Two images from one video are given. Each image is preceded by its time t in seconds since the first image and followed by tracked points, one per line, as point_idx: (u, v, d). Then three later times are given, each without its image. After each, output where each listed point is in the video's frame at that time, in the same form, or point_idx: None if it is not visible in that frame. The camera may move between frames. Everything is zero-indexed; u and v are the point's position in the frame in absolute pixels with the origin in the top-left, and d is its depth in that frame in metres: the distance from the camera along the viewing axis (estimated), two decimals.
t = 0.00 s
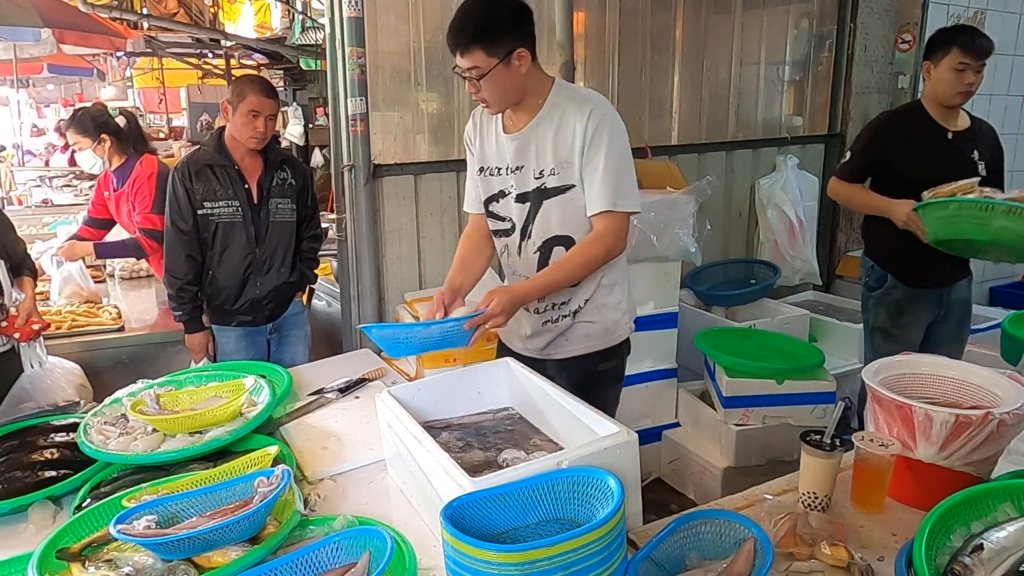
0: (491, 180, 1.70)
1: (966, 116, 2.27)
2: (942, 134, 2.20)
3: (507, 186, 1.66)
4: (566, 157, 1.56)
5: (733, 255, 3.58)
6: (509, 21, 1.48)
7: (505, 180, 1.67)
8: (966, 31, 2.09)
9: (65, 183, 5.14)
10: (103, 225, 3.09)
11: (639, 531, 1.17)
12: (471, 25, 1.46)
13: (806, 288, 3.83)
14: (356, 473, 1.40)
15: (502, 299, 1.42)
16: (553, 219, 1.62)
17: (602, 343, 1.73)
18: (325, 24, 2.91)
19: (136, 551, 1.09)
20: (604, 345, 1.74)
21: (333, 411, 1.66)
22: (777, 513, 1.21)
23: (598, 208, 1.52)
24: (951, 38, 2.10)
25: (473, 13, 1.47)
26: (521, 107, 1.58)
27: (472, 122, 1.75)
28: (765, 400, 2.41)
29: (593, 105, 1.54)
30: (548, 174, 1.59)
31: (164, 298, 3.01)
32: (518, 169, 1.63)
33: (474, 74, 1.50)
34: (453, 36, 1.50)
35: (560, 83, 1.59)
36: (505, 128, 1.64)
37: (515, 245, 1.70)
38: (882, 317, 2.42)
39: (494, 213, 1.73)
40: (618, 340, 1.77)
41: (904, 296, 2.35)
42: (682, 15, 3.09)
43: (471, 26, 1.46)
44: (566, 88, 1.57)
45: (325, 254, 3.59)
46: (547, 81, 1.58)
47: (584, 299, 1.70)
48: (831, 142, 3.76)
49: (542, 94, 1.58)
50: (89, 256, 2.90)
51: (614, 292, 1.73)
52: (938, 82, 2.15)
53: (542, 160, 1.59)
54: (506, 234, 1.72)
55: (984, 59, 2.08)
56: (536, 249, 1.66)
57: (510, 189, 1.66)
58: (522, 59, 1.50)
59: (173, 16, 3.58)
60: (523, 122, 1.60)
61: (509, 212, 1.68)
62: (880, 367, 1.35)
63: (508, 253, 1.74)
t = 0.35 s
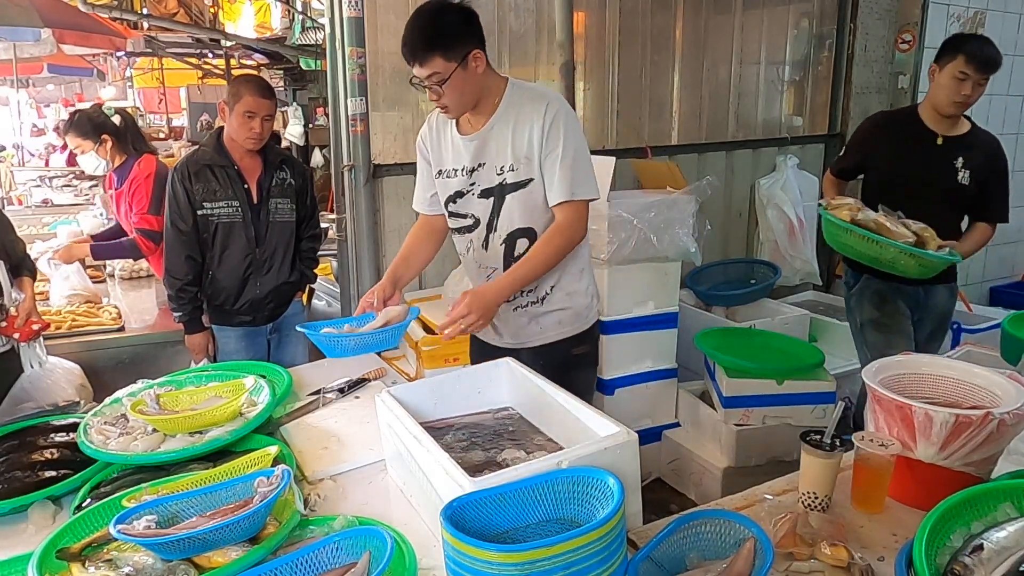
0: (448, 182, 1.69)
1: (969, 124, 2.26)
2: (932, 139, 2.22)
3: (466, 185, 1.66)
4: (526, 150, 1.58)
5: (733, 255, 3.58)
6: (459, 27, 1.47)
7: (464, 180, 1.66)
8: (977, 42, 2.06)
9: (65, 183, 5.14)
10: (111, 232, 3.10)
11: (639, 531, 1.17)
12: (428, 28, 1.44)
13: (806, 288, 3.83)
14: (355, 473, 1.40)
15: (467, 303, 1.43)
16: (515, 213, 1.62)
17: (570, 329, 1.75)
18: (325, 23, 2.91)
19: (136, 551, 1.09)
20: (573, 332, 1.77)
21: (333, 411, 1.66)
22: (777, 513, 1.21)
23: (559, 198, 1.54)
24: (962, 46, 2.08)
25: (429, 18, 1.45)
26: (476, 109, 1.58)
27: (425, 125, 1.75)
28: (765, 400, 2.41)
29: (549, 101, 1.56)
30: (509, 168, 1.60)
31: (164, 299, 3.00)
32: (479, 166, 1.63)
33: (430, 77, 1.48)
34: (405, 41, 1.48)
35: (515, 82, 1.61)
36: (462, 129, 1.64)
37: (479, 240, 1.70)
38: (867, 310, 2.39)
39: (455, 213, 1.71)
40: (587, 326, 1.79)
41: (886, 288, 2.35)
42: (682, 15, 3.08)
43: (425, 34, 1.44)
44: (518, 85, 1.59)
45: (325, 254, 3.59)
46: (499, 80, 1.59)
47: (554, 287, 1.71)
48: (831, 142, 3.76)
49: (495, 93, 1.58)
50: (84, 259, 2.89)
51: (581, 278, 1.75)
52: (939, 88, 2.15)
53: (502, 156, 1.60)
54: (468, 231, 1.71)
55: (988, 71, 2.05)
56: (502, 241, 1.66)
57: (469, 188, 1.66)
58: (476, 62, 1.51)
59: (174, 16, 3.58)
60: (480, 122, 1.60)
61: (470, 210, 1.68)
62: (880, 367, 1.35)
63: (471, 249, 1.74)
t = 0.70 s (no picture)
0: (444, 209, 1.67)
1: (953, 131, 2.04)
2: (905, 156, 2.06)
3: (464, 207, 1.65)
4: (526, 165, 1.59)
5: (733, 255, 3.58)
6: (438, 58, 1.40)
7: (464, 202, 1.64)
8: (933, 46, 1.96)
9: (65, 183, 5.14)
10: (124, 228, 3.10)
11: (639, 531, 1.17)
12: (426, 69, 1.37)
13: (806, 288, 3.83)
14: (356, 472, 1.40)
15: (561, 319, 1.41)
16: (521, 223, 1.64)
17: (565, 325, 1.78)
18: (325, 24, 2.91)
19: (136, 551, 1.09)
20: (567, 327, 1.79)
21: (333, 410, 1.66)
22: (777, 513, 1.21)
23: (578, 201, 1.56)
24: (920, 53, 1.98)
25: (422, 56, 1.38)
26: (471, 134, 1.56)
27: (406, 153, 1.69)
28: (765, 400, 2.42)
29: (538, 110, 1.58)
30: (510, 184, 1.61)
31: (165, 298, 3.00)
32: (477, 186, 1.62)
33: (431, 117, 1.43)
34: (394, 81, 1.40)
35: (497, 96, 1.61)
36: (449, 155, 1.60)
37: (481, 253, 1.71)
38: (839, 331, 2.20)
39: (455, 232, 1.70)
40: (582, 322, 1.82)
41: (861, 311, 2.15)
42: (682, 15, 3.08)
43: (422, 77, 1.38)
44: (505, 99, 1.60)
45: (325, 254, 3.59)
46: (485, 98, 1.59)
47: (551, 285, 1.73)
48: (831, 142, 3.76)
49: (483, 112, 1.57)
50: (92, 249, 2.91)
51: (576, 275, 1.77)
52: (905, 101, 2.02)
53: (501, 173, 1.60)
54: (471, 246, 1.71)
55: (953, 75, 1.93)
56: (505, 252, 1.69)
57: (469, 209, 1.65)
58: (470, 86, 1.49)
59: (173, 16, 3.57)
60: (472, 145, 1.58)
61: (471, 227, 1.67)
62: (880, 367, 1.35)
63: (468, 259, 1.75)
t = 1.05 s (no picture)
0: (455, 214, 1.61)
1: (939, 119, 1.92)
2: (902, 144, 1.90)
3: (475, 222, 1.59)
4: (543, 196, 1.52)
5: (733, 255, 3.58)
6: (476, 98, 1.29)
7: (476, 218, 1.58)
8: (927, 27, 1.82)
9: (65, 183, 5.14)
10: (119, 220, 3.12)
11: (639, 531, 1.17)
12: (464, 110, 1.26)
13: (806, 288, 3.83)
14: (356, 472, 1.40)
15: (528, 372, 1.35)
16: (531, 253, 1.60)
17: (575, 340, 1.75)
18: (325, 24, 2.91)
19: (136, 551, 1.09)
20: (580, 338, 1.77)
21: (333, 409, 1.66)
22: (776, 513, 1.21)
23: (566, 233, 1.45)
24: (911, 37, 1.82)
25: (462, 94, 1.26)
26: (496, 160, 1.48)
27: (420, 148, 1.61)
28: (765, 400, 2.43)
29: (558, 137, 1.50)
30: (524, 211, 1.55)
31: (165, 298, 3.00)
32: (492, 208, 1.56)
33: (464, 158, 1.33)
34: (422, 108, 1.28)
35: (520, 115, 1.54)
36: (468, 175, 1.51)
37: (487, 273, 1.67)
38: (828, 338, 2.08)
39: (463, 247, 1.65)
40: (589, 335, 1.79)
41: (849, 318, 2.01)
42: (682, 15, 3.08)
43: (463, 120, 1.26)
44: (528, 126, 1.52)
45: (325, 254, 3.59)
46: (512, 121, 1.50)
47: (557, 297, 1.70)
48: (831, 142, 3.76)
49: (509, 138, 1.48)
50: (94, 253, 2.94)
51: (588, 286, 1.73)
52: (895, 88, 1.86)
53: (514, 198, 1.53)
54: (478, 263, 1.66)
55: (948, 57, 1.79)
56: (517, 274, 1.65)
57: (479, 225, 1.59)
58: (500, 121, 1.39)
59: (173, 16, 3.56)
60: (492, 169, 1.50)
61: (479, 243, 1.62)
62: (880, 367, 1.35)
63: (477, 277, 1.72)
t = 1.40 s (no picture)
0: (469, 226, 1.54)
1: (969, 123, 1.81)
2: (946, 145, 1.74)
3: (490, 236, 1.53)
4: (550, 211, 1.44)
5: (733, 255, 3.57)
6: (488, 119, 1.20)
7: (490, 230, 1.52)
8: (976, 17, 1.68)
9: (65, 183, 5.15)
10: (97, 226, 3.09)
11: (639, 531, 1.17)
12: (477, 141, 1.17)
13: (806, 288, 3.83)
14: (356, 472, 1.40)
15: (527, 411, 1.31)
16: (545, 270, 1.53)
17: (590, 353, 1.68)
18: (325, 24, 2.92)
19: (136, 551, 1.09)
20: (601, 352, 1.70)
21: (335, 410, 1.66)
22: (776, 513, 1.21)
23: (565, 250, 1.35)
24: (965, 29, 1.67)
25: (474, 127, 1.17)
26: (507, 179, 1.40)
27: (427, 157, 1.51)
28: (765, 400, 2.42)
29: (567, 148, 1.40)
30: (535, 227, 1.48)
31: (164, 298, 3.00)
32: (505, 225, 1.49)
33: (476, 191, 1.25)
34: (432, 139, 1.19)
35: (532, 124, 1.45)
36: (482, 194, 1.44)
37: (497, 293, 1.64)
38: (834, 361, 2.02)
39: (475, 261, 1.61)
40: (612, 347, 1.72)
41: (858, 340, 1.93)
42: (682, 15, 3.09)
43: (484, 164, 1.18)
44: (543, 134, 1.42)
45: (324, 254, 3.59)
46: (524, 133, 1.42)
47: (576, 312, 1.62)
48: (832, 142, 3.76)
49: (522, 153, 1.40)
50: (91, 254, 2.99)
51: (609, 298, 1.65)
52: (946, 85, 1.69)
53: (525, 216, 1.46)
54: (489, 281, 1.64)
55: (1002, 50, 1.66)
56: (524, 299, 1.61)
57: (495, 240, 1.53)
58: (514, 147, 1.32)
59: (174, 16, 3.55)
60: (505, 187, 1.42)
61: (491, 261, 1.58)
62: (880, 367, 1.35)
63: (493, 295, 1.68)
